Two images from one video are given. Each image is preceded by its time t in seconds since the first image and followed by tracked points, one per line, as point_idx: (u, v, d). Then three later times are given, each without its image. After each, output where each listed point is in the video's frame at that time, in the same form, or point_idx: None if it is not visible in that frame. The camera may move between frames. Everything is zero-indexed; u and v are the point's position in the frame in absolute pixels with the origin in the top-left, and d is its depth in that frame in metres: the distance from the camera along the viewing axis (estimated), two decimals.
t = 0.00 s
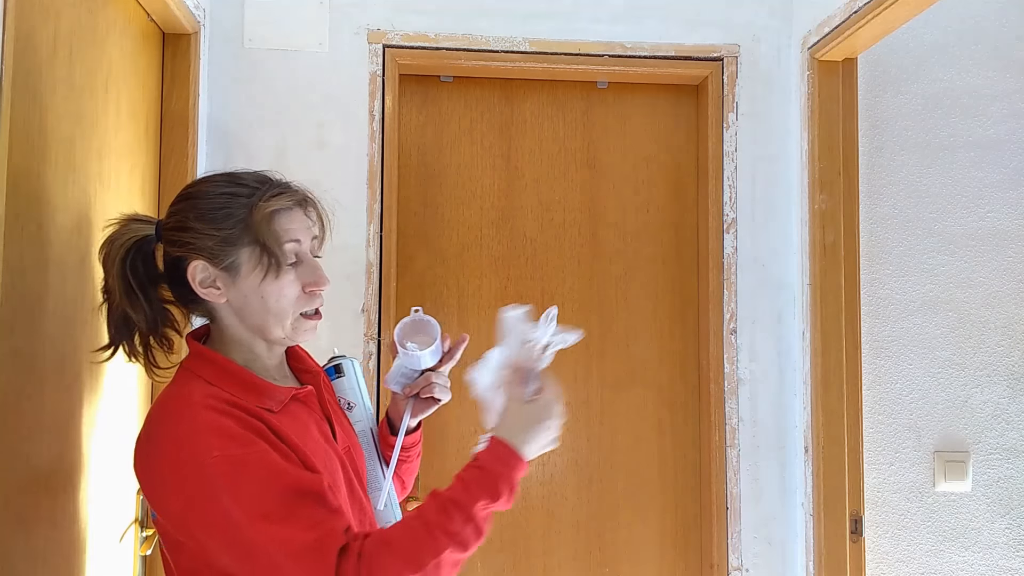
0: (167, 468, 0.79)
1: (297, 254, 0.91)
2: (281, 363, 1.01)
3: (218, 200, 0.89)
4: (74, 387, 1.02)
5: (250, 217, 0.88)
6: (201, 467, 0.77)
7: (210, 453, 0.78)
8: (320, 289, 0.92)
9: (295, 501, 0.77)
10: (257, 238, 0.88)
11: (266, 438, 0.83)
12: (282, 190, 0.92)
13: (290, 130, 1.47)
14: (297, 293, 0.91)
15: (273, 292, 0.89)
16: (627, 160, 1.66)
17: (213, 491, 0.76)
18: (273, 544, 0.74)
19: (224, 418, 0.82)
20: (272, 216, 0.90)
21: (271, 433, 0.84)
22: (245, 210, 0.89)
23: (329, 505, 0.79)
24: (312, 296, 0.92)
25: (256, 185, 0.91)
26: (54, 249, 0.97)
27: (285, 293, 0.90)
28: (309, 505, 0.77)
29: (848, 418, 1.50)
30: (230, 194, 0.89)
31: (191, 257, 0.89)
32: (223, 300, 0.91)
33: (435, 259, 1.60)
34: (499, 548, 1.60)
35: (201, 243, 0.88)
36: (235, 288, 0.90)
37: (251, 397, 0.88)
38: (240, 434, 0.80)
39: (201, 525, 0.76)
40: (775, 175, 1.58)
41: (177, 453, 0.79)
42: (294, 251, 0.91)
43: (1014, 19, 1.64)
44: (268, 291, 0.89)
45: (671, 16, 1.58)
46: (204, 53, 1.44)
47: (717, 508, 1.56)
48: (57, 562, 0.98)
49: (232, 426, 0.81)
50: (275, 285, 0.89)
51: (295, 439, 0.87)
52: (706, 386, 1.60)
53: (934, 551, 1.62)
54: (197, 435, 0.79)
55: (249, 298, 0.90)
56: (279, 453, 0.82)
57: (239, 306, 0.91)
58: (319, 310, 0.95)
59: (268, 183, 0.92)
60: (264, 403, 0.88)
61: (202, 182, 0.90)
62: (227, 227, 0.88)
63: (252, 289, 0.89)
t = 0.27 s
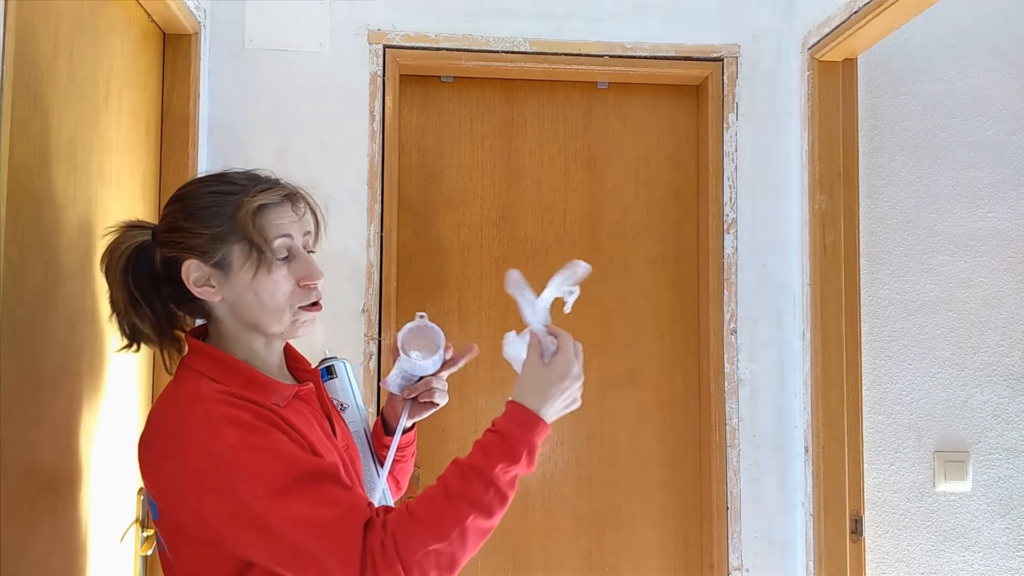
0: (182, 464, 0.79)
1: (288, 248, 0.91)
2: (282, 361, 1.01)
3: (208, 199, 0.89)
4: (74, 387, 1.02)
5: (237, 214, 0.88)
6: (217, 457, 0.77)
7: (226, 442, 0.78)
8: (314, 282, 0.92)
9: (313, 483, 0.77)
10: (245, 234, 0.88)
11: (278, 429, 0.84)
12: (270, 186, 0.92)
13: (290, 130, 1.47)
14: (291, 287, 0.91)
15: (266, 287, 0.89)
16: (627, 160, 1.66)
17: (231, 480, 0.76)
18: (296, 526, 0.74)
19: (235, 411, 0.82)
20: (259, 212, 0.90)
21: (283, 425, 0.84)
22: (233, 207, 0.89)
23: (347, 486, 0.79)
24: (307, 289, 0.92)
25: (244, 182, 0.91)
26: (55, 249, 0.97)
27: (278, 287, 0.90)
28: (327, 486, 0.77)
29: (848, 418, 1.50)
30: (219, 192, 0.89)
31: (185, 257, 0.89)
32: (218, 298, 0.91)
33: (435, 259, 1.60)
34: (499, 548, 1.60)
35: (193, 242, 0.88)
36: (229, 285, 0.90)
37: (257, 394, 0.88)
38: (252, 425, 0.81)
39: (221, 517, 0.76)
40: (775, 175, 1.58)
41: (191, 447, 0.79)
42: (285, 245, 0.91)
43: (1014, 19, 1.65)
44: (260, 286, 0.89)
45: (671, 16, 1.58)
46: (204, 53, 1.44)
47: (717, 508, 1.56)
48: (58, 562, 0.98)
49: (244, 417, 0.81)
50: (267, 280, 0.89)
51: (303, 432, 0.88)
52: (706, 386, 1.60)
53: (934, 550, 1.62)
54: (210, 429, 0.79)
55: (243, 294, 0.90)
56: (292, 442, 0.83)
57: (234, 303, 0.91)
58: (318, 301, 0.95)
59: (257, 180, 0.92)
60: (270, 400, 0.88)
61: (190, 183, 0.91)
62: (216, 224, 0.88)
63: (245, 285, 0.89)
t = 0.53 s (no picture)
0: (170, 469, 0.79)
1: (299, 249, 0.92)
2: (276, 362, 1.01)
3: (221, 196, 0.89)
4: (74, 386, 1.02)
5: (253, 214, 0.89)
6: (206, 462, 0.77)
7: (214, 448, 0.78)
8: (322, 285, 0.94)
9: (299, 492, 0.78)
10: (263, 233, 0.89)
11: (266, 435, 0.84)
12: (282, 188, 0.93)
13: (290, 130, 1.47)
14: (301, 288, 0.92)
15: (278, 287, 0.90)
16: (627, 160, 1.66)
17: (219, 486, 0.76)
18: (282, 534, 0.75)
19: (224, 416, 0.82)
20: (274, 212, 0.91)
21: (271, 430, 0.85)
22: (248, 206, 0.89)
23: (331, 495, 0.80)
24: (314, 291, 0.93)
25: (255, 182, 0.92)
26: (54, 249, 0.98)
27: (289, 287, 0.91)
28: (313, 495, 0.79)
29: (848, 418, 1.50)
30: (232, 190, 0.89)
31: (194, 253, 0.88)
32: (227, 296, 0.90)
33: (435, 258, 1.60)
34: (499, 548, 1.60)
35: (207, 238, 0.88)
36: (239, 283, 0.89)
37: (249, 397, 0.88)
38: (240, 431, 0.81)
39: (209, 523, 0.76)
40: (775, 175, 1.58)
41: (180, 452, 0.79)
42: (296, 246, 0.92)
43: (1014, 19, 1.64)
44: (273, 286, 0.90)
45: (671, 16, 1.58)
46: (204, 54, 1.44)
47: (717, 508, 1.56)
48: (58, 562, 0.98)
49: (232, 423, 0.82)
50: (279, 280, 0.90)
51: (294, 436, 0.88)
52: (706, 386, 1.60)
53: (934, 550, 1.62)
54: (200, 433, 0.79)
55: (253, 293, 0.90)
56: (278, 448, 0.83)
57: (243, 302, 0.91)
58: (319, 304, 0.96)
59: (268, 181, 0.93)
60: (262, 403, 0.88)
61: (199, 180, 0.90)
62: (231, 222, 0.88)
63: (258, 283, 0.89)
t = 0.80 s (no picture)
0: (168, 470, 0.79)
1: (300, 250, 0.92)
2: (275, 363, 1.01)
3: (223, 197, 0.89)
4: (74, 386, 1.02)
5: (254, 215, 0.89)
6: (203, 465, 0.77)
7: (210, 449, 0.78)
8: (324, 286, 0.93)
9: (297, 497, 0.78)
10: (265, 234, 0.89)
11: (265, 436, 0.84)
12: (285, 189, 0.93)
13: (290, 130, 1.47)
14: (302, 290, 0.92)
15: (279, 288, 0.90)
16: (627, 160, 1.66)
17: (216, 489, 0.76)
18: (276, 539, 0.75)
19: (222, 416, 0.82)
20: (277, 213, 0.91)
21: (270, 430, 0.84)
22: (249, 207, 0.89)
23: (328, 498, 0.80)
24: (315, 293, 0.93)
25: (257, 182, 0.92)
26: (54, 249, 0.97)
27: (291, 288, 0.91)
28: (310, 499, 0.78)
29: (848, 417, 1.50)
30: (234, 191, 0.89)
31: (196, 254, 0.88)
32: (228, 297, 0.90)
33: (436, 258, 1.60)
34: (499, 548, 1.60)
35: (208, 239, 0.88)
36: (240, 284, 0.89)
37: (247, 397, 0.88)
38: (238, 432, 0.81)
39: (204, 525, 0.76)
40: (775, 175, 1.58)
41: (178, 453, 0.79)
42: (298, 247, 0.92)
43: (1014, 19, 1.65)
44: (274, 287, 0.90)
45: (671, 16, 1.58)
46: (204, 54, 1.44)
47: (718, 507, 1.56)
48: (58, 562, 0.98)
49: (231, 424, 0.81)
50: (280, 281, 0.90)
51: (292, 437, 0.88)
52: (706, 386, 1.60)
53: (934, 550, 1.62)
54: (197, 434, 0.79)
55: (254, 294, 0.90)
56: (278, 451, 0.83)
57: (243, 303, 0.90)
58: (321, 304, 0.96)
59: (270, 182, 0.93)
60: (259, 403, 0.88)
61: (201, 180, 0.90)
62: (232, 223, 0.88)
63: (258, 284, 0.89)
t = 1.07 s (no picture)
0: (174, 466, 0.79)
1: (299, 248, 0.92)
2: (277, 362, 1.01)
3: (221, 195, 0.89)
4: (74, 386, 1.02)
5: (251, 213, 0.89)
6: (209, 463, 0.77)
7: (218, 446, 0.78)
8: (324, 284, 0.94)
9: (303, 495, 0.77)
10: (262, 232, 0.89)
11: (272, 433, 0.83)
12: (283, 186, 0.93)
13: (290, 130, 1.47)
14: (302, 288, 0.92)
15: (278, 286, 0.90)
16: (627, 160, 1.66)
17: (222, 487, 0.76)
18: (282, 537, 0.75)
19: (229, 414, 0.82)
20: (274, 211, 0.90)
21: (276, 428, 0.84)
22: (248, 205, 0.89)
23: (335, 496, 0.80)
24: (315, 291, 0.93)
25: (255, 181, 0.92)
26: (55, 249, 0.98)
27: (290, 286, 0.91)
28: (317, 497, 0.78)
29: (848, 418, 1.50)
30: (232, 189, 0.89)
31: (194, 253, 0.88)
32: (227, 296, 0.90)
33: (435, 258, 1.60)
34: (499, 548, 1.60)
35: (206, 238, 0.88)
36: (239, 283, 0.90)
37: (253, 397, 0.88)
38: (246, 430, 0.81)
39: (210, 522, 0.76)
40: (775, 175, 1.58)
41: (184, 450, 0.79)
42: (297, 244, 0.92)
43: (1014, 19, 1.64)
44: (272, 285, 0.90)
45: (671, 16, 1.58)
46: (204, 54, 1.44)
47: (717, 508, 1.56)
48: (58, 561, 0.98)
49: (238, 421, 0.81)
50: (279, 278, 0.90)
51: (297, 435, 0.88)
52: (706, 386, 1.60)
53: (934, 550, 1.62)
54: (203, 432, 0.79)
55: (253, 292, 0.90)
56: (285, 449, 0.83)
57: (243, 301, 0.91)
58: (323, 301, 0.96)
59: (269, 179, 0.93)
60: (264, 402, 0.88)
61: (199, 179, 0.90)
62: (230, 221, 0.88)
63: (257, 283, 0.89)
